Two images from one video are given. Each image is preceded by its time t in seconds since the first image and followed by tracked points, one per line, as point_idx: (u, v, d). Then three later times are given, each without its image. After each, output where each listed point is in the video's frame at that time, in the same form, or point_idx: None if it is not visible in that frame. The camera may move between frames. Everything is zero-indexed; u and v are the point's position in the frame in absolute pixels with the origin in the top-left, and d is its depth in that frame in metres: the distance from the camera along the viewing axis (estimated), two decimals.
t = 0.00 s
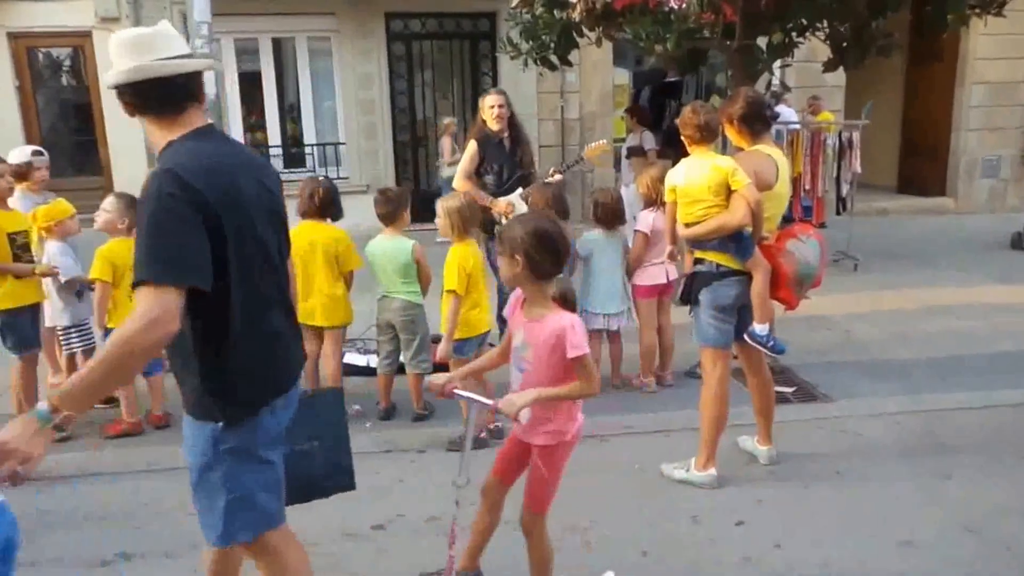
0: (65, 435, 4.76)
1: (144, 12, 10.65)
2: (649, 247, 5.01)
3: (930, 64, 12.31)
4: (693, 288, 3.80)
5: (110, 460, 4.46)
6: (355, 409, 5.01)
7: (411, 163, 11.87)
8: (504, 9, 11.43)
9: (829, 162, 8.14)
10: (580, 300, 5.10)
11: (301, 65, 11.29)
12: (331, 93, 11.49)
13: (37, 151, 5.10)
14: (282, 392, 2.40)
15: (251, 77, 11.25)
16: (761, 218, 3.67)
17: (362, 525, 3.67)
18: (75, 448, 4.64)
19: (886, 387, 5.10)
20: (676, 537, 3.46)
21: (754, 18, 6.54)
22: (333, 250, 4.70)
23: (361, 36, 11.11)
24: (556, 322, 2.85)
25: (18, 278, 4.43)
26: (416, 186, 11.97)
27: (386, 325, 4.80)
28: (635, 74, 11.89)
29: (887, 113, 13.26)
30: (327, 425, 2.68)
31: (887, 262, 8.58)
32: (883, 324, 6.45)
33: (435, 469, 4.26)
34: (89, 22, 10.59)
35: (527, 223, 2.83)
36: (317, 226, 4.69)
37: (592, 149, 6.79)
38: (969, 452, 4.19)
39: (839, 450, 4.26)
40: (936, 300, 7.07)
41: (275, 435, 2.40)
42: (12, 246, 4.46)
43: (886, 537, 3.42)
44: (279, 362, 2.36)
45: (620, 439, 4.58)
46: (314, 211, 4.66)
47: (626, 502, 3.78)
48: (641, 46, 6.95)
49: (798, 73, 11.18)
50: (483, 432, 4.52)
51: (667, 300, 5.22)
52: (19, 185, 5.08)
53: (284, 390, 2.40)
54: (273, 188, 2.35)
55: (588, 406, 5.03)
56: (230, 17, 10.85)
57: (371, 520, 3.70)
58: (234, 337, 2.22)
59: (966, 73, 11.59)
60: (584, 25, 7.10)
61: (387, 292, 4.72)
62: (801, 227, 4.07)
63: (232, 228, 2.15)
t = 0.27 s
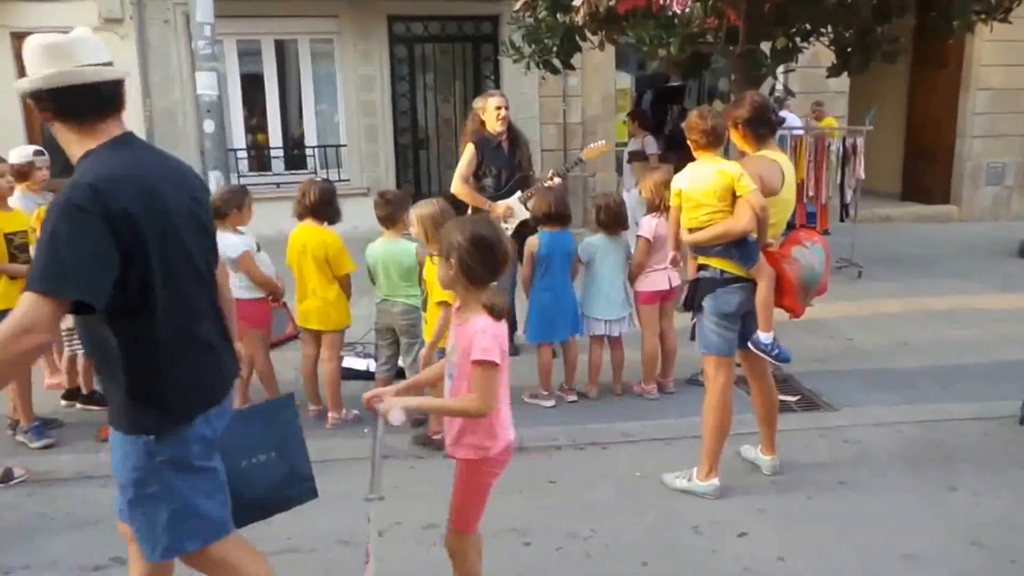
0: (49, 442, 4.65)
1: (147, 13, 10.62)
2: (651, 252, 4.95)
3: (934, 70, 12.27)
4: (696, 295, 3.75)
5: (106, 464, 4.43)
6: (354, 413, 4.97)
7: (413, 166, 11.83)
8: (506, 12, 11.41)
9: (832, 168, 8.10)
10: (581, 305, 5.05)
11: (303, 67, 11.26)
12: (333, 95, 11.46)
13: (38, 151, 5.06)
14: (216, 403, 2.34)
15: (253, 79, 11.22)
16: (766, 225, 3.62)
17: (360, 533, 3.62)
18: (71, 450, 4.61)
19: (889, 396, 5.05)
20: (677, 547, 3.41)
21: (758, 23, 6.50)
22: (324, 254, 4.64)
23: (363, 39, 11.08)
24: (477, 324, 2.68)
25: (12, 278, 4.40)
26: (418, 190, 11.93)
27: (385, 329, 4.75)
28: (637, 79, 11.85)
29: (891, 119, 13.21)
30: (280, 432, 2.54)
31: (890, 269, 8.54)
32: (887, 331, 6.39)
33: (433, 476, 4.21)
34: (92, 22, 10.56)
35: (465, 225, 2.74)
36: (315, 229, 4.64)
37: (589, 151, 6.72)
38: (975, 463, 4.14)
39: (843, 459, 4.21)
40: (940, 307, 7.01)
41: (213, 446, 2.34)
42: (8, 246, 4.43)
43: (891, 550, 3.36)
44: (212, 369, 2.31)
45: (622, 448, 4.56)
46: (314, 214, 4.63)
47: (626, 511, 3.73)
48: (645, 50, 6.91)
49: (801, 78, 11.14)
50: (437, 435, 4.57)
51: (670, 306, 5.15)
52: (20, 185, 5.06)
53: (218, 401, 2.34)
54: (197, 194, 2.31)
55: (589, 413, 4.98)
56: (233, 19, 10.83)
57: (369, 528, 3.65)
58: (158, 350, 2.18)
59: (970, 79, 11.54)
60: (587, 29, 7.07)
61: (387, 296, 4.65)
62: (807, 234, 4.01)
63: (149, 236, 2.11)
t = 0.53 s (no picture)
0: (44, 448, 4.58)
1: (150, 16, 10.58)
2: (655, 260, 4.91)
3: (937, 78, 12.24)
4: (703, 305, 3.71)
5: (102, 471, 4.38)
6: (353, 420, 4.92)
7: (414, 170, 11.79)
8: (508, 17, 11.39)
9: (835, 176, 8.09)
10: (584, 313, 5.00)
11: (305, 71, 11.23)
12: (335, 99, 11.43)
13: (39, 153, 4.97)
14: (123, 404, 2.39)
15: (255, 82, 11.19)
16: (775, 234, 3.60)
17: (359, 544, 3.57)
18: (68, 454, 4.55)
19: (893, 407, 5.00)
20: (681, 561, 3.36)
21: (763, 29, 6.47)
22: (318, 261, 4.59)
23: (366, 43, 11.05)
24: (402, 331, 2.72)
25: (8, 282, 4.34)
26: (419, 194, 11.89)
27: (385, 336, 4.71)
28: (639, 85, 11.81)
29: (893, 126, 13.18)
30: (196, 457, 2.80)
31: (892, 278, 8.48)
32: (890, 340, 6.35)
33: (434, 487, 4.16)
34: (95, 24, 10.53)
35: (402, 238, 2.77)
36: (315, 234, 4.60)
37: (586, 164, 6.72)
38: (981, 476, 4.09)
39: (847, 471, 4.17)
40: (944, 317, 6.97)
41: (109, 458, 2.38)
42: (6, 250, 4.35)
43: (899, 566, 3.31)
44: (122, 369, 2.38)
45: (623, 458, 4.51)
46: (314, 219, 4.59)
47: (628, 524, 3.68)
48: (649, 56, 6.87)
49: (804, 85, 11.11)
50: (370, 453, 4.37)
51: (672, 314, 5.11)
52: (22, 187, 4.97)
53: (124, 402, 2.38)
54: (112, 192, 2.42)
55: (591, 422, 4.94)
56: (235, 22, 10.80)
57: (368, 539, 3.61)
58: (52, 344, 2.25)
59: (973, 87, 11.52)
60: (590, 35, 7.04)
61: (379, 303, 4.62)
62: (816, 244, 3.95)
63: (53, 227, 2.23)
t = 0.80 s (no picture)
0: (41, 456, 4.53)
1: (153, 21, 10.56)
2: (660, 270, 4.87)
3: (940, 87, 12.21)
4: (711, 318, 3.66)
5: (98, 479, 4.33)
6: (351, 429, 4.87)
7: (415, 177, 11.75)
8: (510, 25, 11.36)
9: (837, 185, 8.07)
10: (588, 324, 4.95)
11: (307, 77, 11.20)
12: (336, 106, 11.40)
13: (41, 160, 4.87)
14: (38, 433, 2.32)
15: (257, 88, 11.16)
16: (788, 247, 3.53)
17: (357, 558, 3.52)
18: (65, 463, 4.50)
19: (899, 420, 4.93)
20: None
21: (767, 38, 6.43)
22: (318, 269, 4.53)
23: (368, 49, 11.03)
24: (334, 367, 2.63)
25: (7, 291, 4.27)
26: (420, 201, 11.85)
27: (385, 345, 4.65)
28: (640, 92, 11.77)
29: (894, 135, 13.15)
30: (100, 491, 2.88)
31: (895, 287, 8.42)
32: (894, 351, 6.30)
33: (435, 501, 4.11)
34: (98, 30, 10.52)
35: (329, 262, 2.71)
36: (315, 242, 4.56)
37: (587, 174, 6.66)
38: (990, 492, 4.03)
39: (854, 486, 4.11)
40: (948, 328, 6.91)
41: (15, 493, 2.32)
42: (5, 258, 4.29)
43: None
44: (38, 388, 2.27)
45: (626, 471, 4.46)
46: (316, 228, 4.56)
47: (631, 540, 3.63)
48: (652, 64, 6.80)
49: (807, 94, 11.08)
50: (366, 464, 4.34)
51: (676, 325, 5.05)
52: (23, 193, 4.90)
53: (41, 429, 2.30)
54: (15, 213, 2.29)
55: (593, 434, 4.88)
56: (237, 27, 10.78)
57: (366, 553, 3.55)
58: None
59: (975, 97, 11.48)
60: (593, 42, 7.00)
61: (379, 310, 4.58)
62: (828, 257, 3.90)
63: None
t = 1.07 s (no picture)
0: (42, 467, 4.50)
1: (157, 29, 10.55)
2: (666, 281, 4.82)
3: (945, 97, 12.17)
4: (719, 331, 3.61)
5: (98, 491, 4.29)
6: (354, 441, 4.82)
7: (418, 185, 11.72)
8: (515, 33, 11.35)
9: (843, 195, 8.03)
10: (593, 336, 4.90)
11: (311, 85, 11.19)
12: (340, 114, 11.38)
13: (46, 167, 4.80)
14: None
15: (261, 96, 11.15)
16: (798, 260, 3.49)
17: None
18: (65, 474, 4.47)
19: (907, 434, 4.88)
20: None
21: (773, 48, 6.38)
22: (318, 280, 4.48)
23: (372, 58, 11.02)
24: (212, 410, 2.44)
25: (6, 300, 4.26)
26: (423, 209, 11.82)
27: (389, 357, 4.61)
28: (645, 101, 11.73)
29: (900, 144, 13.11)
30: None
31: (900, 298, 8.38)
32: (901, 363, 6.25)
33: (436, 517, 4.06)
34: (103, 38, 10.51)
35: (193, 297, 2.51)
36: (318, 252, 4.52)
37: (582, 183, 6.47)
38: (1001, 510, 3.97)
39: (862, 502, 4.05)
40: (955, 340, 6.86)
41: None
42: (5, 266, 4.27)
43: None
44: None
45: (631, 485, 4.40)
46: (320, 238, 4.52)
47: (636, 557, 3.58)
48: (657, 74, 6.75)
49: (812, 104, 11.05)
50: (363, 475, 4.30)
51: (682, 337, 5.00)
52: (24, 202, 4.84)
53: None
54: None
55: (598, 447, 4.83)
56: (241, 35, 10.77)
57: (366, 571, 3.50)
58: None
59: (981, 107, 11.44)
60: (598, 51, 6.96)
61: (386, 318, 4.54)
62: (838, 270, 3.84)
63: None
